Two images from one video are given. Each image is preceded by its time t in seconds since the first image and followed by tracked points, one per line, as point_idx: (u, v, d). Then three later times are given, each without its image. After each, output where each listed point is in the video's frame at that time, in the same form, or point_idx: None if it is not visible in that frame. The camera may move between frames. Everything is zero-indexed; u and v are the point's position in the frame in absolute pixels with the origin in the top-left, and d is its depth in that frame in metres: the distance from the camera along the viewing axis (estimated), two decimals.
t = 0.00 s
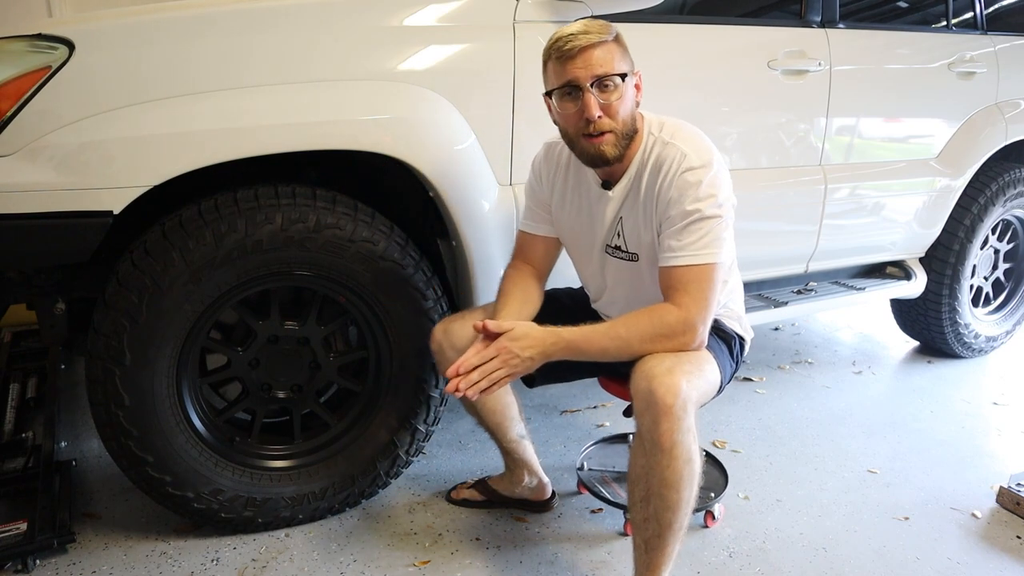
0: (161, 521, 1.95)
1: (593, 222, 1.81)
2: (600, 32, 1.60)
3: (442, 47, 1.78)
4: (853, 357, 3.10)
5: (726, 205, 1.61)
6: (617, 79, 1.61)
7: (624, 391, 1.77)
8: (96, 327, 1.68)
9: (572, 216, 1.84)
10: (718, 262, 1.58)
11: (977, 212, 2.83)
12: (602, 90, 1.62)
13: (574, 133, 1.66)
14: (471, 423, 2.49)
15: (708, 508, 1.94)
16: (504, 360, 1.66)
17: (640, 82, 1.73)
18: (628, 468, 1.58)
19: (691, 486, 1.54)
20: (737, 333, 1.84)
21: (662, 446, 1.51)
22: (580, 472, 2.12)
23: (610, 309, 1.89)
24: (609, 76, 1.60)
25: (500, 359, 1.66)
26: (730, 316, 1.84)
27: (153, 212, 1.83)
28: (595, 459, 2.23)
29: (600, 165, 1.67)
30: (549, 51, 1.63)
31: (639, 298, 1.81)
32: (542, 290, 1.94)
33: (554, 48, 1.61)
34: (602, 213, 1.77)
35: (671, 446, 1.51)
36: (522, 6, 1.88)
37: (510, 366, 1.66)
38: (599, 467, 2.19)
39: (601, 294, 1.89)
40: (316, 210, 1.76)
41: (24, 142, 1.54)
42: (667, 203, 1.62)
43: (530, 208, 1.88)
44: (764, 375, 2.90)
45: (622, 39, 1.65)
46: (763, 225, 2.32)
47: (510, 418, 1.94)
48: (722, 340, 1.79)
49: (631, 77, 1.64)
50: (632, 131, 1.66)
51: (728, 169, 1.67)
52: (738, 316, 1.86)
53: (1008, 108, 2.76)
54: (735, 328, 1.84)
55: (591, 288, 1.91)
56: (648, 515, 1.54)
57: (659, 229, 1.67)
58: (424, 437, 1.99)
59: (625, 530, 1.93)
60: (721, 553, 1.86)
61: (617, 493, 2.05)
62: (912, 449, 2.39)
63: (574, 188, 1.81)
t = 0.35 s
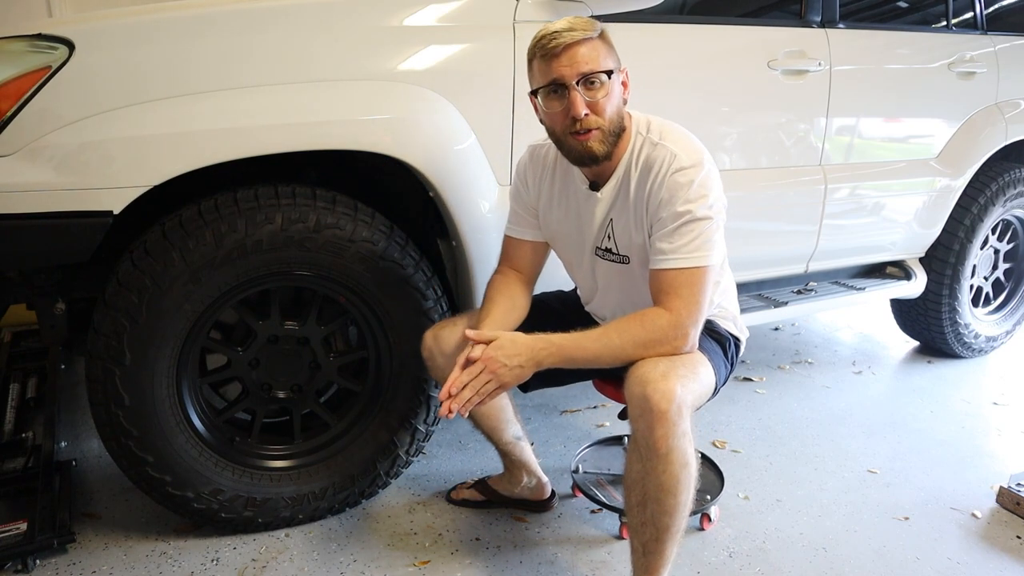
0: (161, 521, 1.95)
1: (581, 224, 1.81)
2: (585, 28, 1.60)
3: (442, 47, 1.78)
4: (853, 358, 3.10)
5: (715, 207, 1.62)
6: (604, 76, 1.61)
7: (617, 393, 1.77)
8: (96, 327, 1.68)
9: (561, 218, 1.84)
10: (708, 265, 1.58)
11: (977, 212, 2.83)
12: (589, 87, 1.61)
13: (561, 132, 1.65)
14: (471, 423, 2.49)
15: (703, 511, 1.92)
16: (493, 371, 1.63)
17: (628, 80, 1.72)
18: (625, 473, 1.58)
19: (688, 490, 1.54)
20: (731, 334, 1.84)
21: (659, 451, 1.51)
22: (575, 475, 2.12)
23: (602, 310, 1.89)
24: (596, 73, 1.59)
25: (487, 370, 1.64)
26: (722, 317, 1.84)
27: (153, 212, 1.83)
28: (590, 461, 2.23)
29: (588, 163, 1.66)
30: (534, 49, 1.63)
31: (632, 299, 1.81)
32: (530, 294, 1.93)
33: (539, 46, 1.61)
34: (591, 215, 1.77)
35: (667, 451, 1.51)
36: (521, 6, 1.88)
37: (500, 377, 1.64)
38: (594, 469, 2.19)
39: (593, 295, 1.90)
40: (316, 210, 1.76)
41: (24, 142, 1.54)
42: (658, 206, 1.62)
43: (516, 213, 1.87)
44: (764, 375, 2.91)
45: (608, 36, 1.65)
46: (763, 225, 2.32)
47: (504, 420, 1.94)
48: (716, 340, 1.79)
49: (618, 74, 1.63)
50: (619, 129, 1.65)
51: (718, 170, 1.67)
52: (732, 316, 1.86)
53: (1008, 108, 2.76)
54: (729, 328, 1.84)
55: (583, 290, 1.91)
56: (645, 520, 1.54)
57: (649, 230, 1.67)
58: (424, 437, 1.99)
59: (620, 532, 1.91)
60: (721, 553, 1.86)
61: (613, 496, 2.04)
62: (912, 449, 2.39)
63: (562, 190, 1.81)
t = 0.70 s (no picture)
0: (161, 521, 1.95)
1: (582, 224, 1.81)
2: (587, 31, 1.60)
3: (442, 47, 1.78)
4: (853, 357, 3.10)
5: (717, 208, 1.62)
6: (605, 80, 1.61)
7: (617, 393, 1.77)
8: (96, 328, 1.68)
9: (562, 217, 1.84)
10: (709, 266, 1.58)
11: (977, 212, 2.83)
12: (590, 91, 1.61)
13: (563, 136, 1.66)
14: (471, 423, 2.49)
15: (702, 512, 1.92)
16: (491, 369, 1.63)
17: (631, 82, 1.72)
18: (624, 473, 1.58)
19: (687, 490, 1.54)
20: (729, 334, 1.84)
21: (658, 451, 1.52)
22: (574, 475, 2.12)
23: (601, 310, 1.89)
24: (597, 77, 1.59)
25: (486, 368, 1.63)
26: (721, 317, 1.84)
27: (153, 212, 1.83)
28: (589, 462, 2.22)
29: (589, 167, 1.67)
30: (536, 52, 1.62)
31: (631, 299, 1.81)
32: (530, 293, 1.93)
33: (541, 49, 1.61)
34: (592, 215, 1.77)
35: (666, 451, 1.51)
36: (521, 6, 1.88)
37: (499, 374, 1.63)
38: (594, 470, 2.19)
39: (593, 295, 1.90)
40: (316, 210, 1.76)
41: (24, 141, 1.54)
42: (660, 206, 1.62)
43: (517, 211, 1.87)
44: (764, 375, 2.91)
45: (610, 38, 1.64)
46: (763, 224, 2.32)
47: (503, 418, 1.94)
48: (714, 340, 1.79)
49: (619, 77, 1.63)
50: (621, 132, 1.66)
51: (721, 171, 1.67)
52: (730, 316, 1.87)
53: (1008, 108, 2.76)
54: (727, 328, 1.84)
55: (582, 290, 1.91)
56: (645, 520, 1.54)
57: (651, 230, 1.67)
58: (424, 437, 1.99)
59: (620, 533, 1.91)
60: (721, 553, 1.86)
61: (612, 497, 2.04)
62: (912, 449, 2.39)
63: (563, 190, 1.81)
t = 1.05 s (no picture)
0: (161, 521, 1.95)
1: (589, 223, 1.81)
2: (599, 43, 1.56)
3: (442, 47, 1.78)
4: (853, 358, 3.10)
5: (725, 211, 1.62)
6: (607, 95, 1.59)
7: (618, 393, 1.77)
8: (96, 327, 1.68)
9: (569, 215, 1.84)
10: (715, 267, 1.58)
11: (977, 212, 2.83)
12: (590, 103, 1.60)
13: (560, 139, 1.67)
14: (471, 423, 2.49)
15: (702, 512, 1.92)
16: (499, 370, 1.62)
17: (648, 91, 1.69)
18: (627, 473, 1.58)
19: (690, 490, 1.54)
20: (731, 335, 1.84)
21: (662, 451, 1.52)
22: (574, 475, 2.12)
23: (603, 309, 1.89)
24: (596, 92, 1.57)
25: (494, 369, 1.62)
26: (724, 318, 1.84)
27: (153, 212, 1.83)
28: (589, 462, 2.22)
29: (580, 171, 1.68)
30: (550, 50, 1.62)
31: (633, 300, 1.81)
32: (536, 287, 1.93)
33: (553, 49, 1.60)
34: (598, 214, 1.77)
35: (670, 452, 1.51)
36: (522, 6, 1.88)
37: (508, 376, 1.62)
38: (594, 470, 2.19)
39: (595, 295, 1.90)
40: (316, 210, 1.76)
41: (24, 141, 1.54)
42: (667, 207, 1.62)
43: (528, 206, 1.89)
44: (764, 375, 2.91)
45: (628, 49, 1.60)
46: (763, 224, 2.32)
47: (502, 415, 1.94)
48: (716, 341, 1.79)
49: (625, 93, 1.60)
50: (618, 146, 1.64)
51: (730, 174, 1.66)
52: (733, 318, 1.87)
53: (1008, 108, 2.76)
54: (730, 329, 1.84)
55: (585, 289, 1.91)
56: (647, 520, 1.54)
57: (658, 231, 1.67)
58: (424, 437, 1.99)
59: (620, 533, 1.91)
60: (721, 553, 1.86)
61: (612, 497, 2.04)
62: (912, 449, 2.39)
63: (571, 188, 1.81)
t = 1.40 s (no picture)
0: (162, 521, 1.95)
1: (593, 223, 1.81)
2: (600, 35, 1.59)
3: (442, 47, 1.78)
4: (853, 357, 3.10)
5: (729, 211, 1.62)
6: (617, 85, 1.61)
7: (618, 393, 1.77)
8: (96, 327, 1.68)
9: (573, 215, 1.84)
10: (719, 267, 1.58)
11: (977, 212, 2.83)
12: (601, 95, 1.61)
13: (572, 138, 1.66)
14: (471, 423, 2.49)
15: (703, 512, 1.92)
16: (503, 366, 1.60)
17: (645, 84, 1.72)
18: (629, 472, 1.58)
19: (691, 490, 1.54)
20: (733, 335, 1.84)
21: (664, 451, 1.52)
22: (574, 475, 2.12)
23: (605, 310, 1.89)
24: (608, 83, 1.59)
25: (498, 365, 1.61)
26: (725, 318, 1.84)
27: (153, 212, 1.83)
28: (590, 462, 2.22)
29: (598, 169, 1.68)
30: (549, 54, 1.62)
31: (636, 300, 1.81)
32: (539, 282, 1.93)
33: (554, 51, 1.61)
34: (602, 214, 1.77)
35: (672, 451, 1.51)
36: (522, 6, 1.88)
37: (511, 372, 1.60)
38: (594, 470, 2.19)
39: (598, 295, 1.90)
40: (316, 210, 1.76)
41: (24, 141, 1.54)
42: (672, 207, 1.62)
43: (533, 206, 1.89)
44: (764, 375, 2.91)
45: (625, 41, 1.64)
46: (762, 224, 2.32)
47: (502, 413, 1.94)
48: (718, 341, 1.79)
49: (631, 82, 1.63)
50: (633, 136, 1.66)
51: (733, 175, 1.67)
52: (734, 318, 1.87)
53: (1008, 108, 2.76)
54: (731, 330, 1.84)
55: (587, 290, 1.91)
56: (649, 520, 1.54)
57: (662, 230, 1.67)
58: (424, 437, 1.99)
59: (620, 533, 1.91)
60: (721, 553, 1.86)
61: (612, 497, 2.03)
62: (912, 449, 2.39)
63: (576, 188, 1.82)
